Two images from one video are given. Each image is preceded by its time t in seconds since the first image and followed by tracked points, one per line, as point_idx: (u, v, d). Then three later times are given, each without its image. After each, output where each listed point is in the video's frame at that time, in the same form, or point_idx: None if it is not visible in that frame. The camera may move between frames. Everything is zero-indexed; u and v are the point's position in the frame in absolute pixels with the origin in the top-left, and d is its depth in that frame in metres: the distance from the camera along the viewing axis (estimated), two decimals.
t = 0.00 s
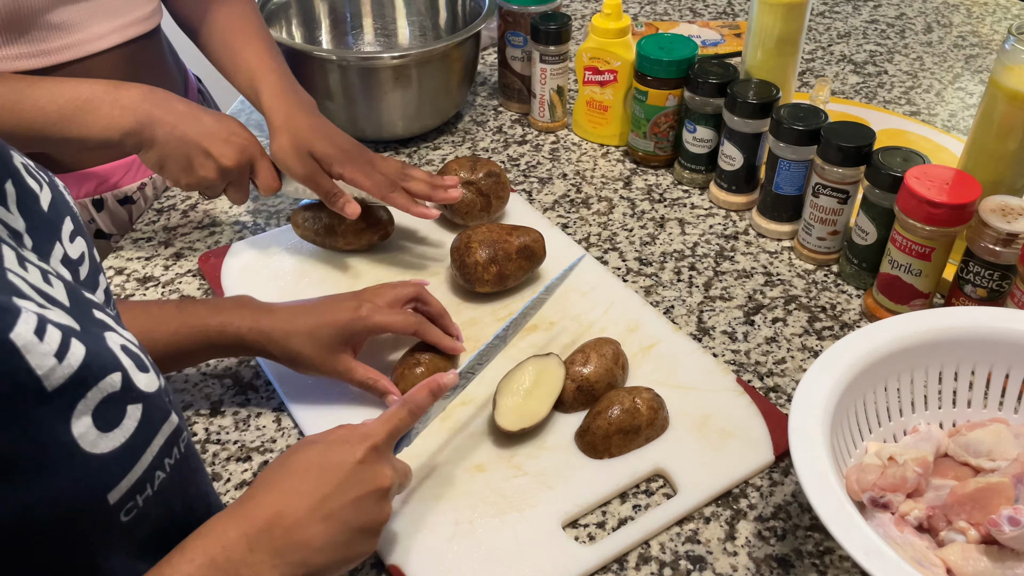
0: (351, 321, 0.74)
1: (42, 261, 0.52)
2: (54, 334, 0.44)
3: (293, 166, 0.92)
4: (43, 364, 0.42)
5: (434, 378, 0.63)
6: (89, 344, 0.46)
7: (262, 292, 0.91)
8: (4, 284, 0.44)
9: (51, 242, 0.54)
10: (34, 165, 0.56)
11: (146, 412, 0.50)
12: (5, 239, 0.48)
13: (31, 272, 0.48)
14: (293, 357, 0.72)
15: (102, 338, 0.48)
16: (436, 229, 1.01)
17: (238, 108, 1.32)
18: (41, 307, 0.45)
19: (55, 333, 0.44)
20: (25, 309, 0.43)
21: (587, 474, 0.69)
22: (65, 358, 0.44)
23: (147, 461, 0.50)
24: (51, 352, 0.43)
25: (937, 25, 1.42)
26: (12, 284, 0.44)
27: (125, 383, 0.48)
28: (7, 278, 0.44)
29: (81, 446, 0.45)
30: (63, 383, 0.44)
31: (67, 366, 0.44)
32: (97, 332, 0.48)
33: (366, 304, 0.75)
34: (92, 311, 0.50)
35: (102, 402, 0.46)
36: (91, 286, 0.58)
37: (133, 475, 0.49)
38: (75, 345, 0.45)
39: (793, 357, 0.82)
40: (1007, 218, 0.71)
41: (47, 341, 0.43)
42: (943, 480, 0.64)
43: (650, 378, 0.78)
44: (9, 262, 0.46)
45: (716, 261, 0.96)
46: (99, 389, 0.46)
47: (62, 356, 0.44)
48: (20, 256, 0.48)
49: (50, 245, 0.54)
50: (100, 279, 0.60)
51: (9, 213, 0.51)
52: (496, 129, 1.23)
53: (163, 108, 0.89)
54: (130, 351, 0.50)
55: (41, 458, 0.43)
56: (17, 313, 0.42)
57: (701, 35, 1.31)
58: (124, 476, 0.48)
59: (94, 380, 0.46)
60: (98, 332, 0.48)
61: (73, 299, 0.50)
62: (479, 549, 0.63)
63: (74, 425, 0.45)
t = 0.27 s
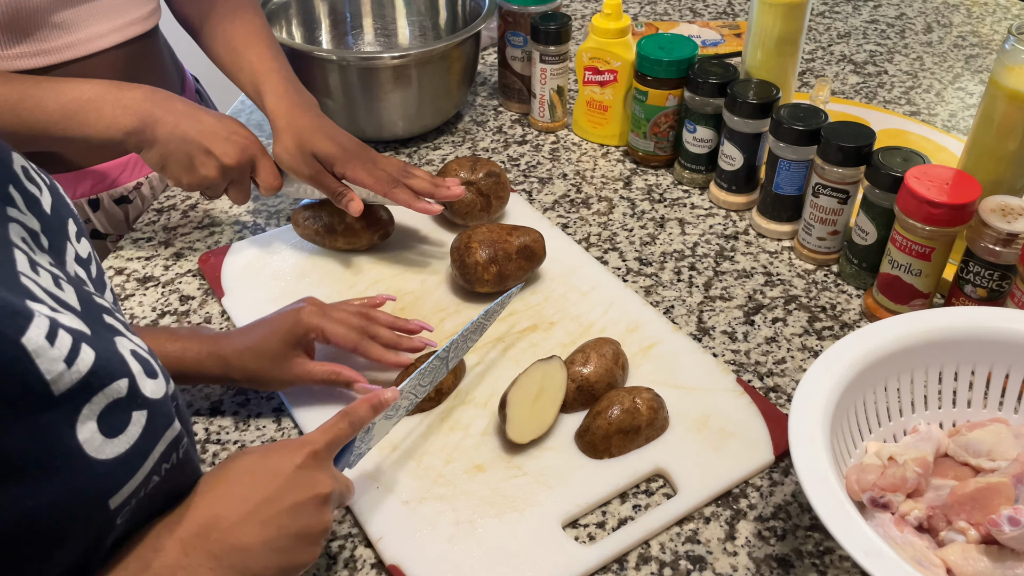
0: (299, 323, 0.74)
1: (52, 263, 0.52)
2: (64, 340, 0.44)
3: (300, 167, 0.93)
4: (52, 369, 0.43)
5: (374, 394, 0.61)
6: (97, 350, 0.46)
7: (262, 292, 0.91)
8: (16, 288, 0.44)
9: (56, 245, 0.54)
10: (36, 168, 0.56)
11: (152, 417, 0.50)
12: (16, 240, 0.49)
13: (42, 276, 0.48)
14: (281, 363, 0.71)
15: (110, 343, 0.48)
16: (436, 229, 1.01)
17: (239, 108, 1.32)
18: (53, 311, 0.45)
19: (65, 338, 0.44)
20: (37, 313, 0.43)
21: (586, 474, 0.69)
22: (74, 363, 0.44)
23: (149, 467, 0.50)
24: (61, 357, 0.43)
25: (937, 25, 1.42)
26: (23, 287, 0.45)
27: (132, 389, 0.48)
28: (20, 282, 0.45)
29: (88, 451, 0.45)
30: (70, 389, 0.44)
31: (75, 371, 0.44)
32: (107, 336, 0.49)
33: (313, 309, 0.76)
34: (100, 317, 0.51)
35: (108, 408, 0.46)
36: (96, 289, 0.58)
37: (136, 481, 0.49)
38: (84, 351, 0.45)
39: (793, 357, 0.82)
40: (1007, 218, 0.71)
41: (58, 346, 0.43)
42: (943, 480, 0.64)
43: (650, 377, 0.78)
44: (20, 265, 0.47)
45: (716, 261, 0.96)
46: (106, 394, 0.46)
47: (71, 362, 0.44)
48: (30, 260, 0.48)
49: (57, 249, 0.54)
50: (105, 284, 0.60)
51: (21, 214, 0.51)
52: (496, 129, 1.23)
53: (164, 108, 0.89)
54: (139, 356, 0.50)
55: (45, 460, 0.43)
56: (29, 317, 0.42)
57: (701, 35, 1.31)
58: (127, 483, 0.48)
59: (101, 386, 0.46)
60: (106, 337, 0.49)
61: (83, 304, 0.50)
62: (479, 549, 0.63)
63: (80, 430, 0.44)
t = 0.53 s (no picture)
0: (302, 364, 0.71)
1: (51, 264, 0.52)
2: (63, 337, 0.44)
3: (301, 167, 0.93)
4: (51, 366, 0.43)
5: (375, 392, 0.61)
6: (96, 348, 0.46)
7: (262, 292, 0.91)
8: (15, 285, 0.44)
9: (55, 246, 0.54)
10: (36, 170, 0.56)
11: (150, 416, 0.49)
12: (16, 240, 0.49)
13: (42, 275, 0.48)
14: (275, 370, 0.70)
15: (109, 340, 0.48)
16: (436, 229, 1.01)
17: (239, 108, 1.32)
18: (52, 308, 0.45)
19: (64, 334, 0.44)
20: (36, 310, 0.43)
21: (586, 473, 0.69)
22: (73, 360, 0.44)
23: (147, 465, 0.50)
24: (59, 355, 0.43)
25: (937, 25, 1.42)
26: (22, 285, 0.45)
27: (131, 388, 0.48)
28: (19, 280, 0.45)
29: (83, 450, 0.45)
30: (68, 387, 0.44)
31: (73, 369, 0.44)
32: (107, 334, 0.49)
33: (316, 348, 0.73)
34: (99, 316, 0.51)
35: (105, 407, 0.46)
36: (95, 290, 0.58)
37: (132, 480, 0.48)
38: (82, 349, 0.45)
39: (793, 357, 0.82)
40: (1007, 218, 0.71)
41: (56, 343, 0.43)
42: (943, 480, 0.64)
43: (650, 378, 0.78)
44: (20, 263, 0.47)
45: (717, 260, 0.96)
46: (103, 393, 0.46)
47: (69, 359, 0.44)
48: (30, 260, 0.48)
49: (56, 250, 0.54)
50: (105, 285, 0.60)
51: (19, 217, 0.51)
52: (496, 129, 1.23)
53: (165, 107, 0.89)
54: (138, 355, 0.50)
55: (42, 458, 0.43)
56: (27, 314, 0.42)
57: (701, 35, 1.31)
58: (123, 481, 0.48)
59: (99, 384, 0.46)
60: (106, 335, 0.49)
61: (83, 303, 0.50)
62: (479, 548, 0.63)
63: (77, 428, 0.45)
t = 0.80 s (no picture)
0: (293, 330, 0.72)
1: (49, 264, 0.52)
2: (58, 338, 0.44)
3: (303, 168, 0.93)
4: (46, 367, 0.43)
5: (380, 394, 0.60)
6: (93, 349, 0.46)
7: (262, 292, 0.90)
8: (11, 286, 0.44)
9: (55, 245, 0.55)
10: (35, 170, 0.56)
11: (146, 417, 0.49)
12: (14, 240, 0.49)
13: (40, 275, 0.48)
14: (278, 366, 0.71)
15: (106, 341, 0.48)
16: (436, 229, 1.01)
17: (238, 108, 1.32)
18: (48, 309, 0.45)
19: (59, 336, 0.44)
20: (32, 311, 0.43)
21: (586, 473, 0.69)
22: (68, 361, 0.44)
23: (143, 466, 0.50)
24: (55, 355, 0.43)
25: (937, 25, 1.42)
26: (19, 286, 0.45)
27: (127, 389, 0.48)
28: (15, 281, 0.45)
29: (79, 450, 0.45)
30: (64, 387, 0.44)
31: (69, 370, 0.44)
32: (103, 335, 0.49)
33: (304, 313, 0.75)
34: (97, 316, 0.51)
35: (101, 408, 0.46)
36: (94, 289, 0.58)
37: (127, 480, 0.48)
38: (78, 350, 0.45)
39: (793, 357, 0.82)
40: (1007, 218, 0.71)
41: (52, 344, 0.43)
42: (943, 480, 0.64)
43: (650, 378, 0.78)
44: (17, 263, 0.47)
45: (717, 260, 0.96)
46: (100, 393, 0.46)
47: (65, 360, 0.44)
48: (28, 260, 0.48)
49: (56, 249, 0.54)
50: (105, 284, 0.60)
51: (17, 217, 0.51)
52: (496, 129, 1.23)
53: (164, 103, 0.88)
54: (135, 355, 0.50)
55: (41, 457, 0.43)
56: (23, 316, 0.42)
57: (701, 35, 1.31)
58: (118, 482, 0.48)
59: (95, 385, 0.46)
60: (103, 335, 0.49)
61: (80, 303, 0.50)
62: (479, 548, 0.63)
63: (73, 429, 0.44)
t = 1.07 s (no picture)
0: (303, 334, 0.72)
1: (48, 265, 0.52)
2: (56, 340, 0.44)
3: (305, 178, 0.94)
4: (43, 369, 0.43)
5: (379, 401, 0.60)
6: (90, 350, 0.46)
7: (262, 292, 0.90)
8: (8, 287, 0.44)
9: (55, 246, 0.55)
10: (35, 171, 0.56)
11: (143, 419, 0.49)
12: (12, 241, 0.48)
13: (38, 276, 0.48)
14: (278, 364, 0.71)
15: (104, 342, 0.48)
16: (436, 229, 1.01)
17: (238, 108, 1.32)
18: (46, 311, 0.45)
19: (57, 337, 0.44)
20: (30, 313, 0.43)
21: (586, 473, 0.69)
22: (65, 363, 0.44)
23: (140, 467, 0.50)
24: (52, 357, 0.43)
25: (937, 25, 1.42)
26: (17, 287, 0.45)
27: (125, 390, 0.48)
28: (13, 282, 0.45)
29: (75, 452, 0.45)
30: (61, 389, 0.44)
31: (66, 372, 0.44)
32: (101, 336, 0.49)
33: (304, 313, 0.74)
34: (96, 317, 0.51)
35: (98, 409, 0.46)
36: (93, 290, 0.58)
37: (124, 482, 0.49)
38: (76, 351, 0.45)
39: (793, 357, 0.82)
40: (1007, 218, 0.71)
41: (49, 345, 0.43)
42: (943, 480, 0.64)
43: (650, 378, 0.78)
44: (16, 264, 0.47)
45: (717, 260, 0.96)
46: (96, 395, 0.46)
47: (62, 362, 0.44)
48: (26, 261, 0.48)
49: (56, 248, 0.54)
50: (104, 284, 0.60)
51: (16, 217, 0.51)
52: (496, 129, 1.23)
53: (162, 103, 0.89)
54: (133, 357, 0.50)
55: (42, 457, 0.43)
56: (20, 317, 0.42)
57: (701, 35, 1.31)
58: (114, 484, 0.48)
59: (92, 387, 0.45)
60: (101, 337, 0.49)
61: (79, 305, 0.50)
62: (479, 549, 0.63)
63: (69, 430, 0.45)
